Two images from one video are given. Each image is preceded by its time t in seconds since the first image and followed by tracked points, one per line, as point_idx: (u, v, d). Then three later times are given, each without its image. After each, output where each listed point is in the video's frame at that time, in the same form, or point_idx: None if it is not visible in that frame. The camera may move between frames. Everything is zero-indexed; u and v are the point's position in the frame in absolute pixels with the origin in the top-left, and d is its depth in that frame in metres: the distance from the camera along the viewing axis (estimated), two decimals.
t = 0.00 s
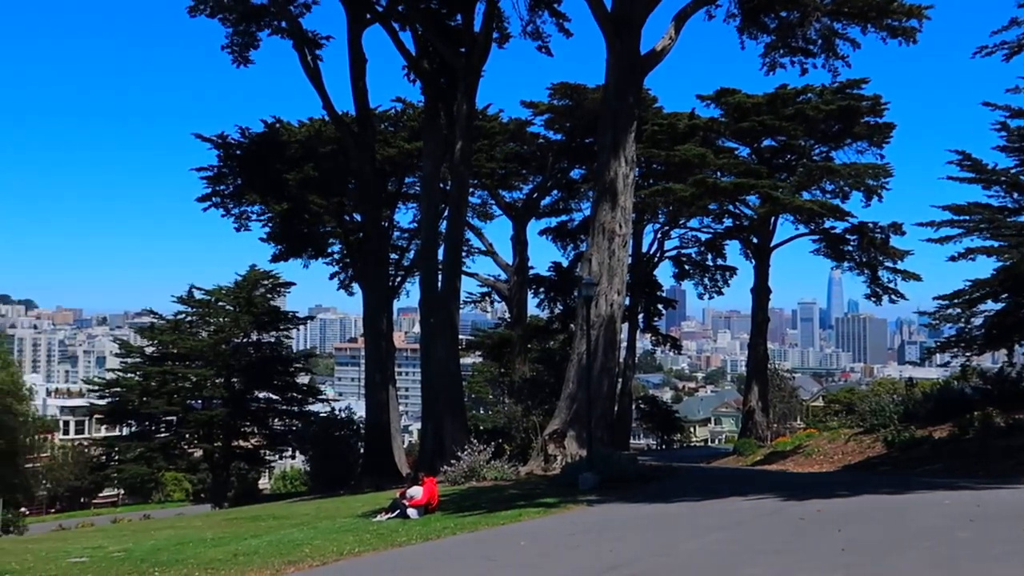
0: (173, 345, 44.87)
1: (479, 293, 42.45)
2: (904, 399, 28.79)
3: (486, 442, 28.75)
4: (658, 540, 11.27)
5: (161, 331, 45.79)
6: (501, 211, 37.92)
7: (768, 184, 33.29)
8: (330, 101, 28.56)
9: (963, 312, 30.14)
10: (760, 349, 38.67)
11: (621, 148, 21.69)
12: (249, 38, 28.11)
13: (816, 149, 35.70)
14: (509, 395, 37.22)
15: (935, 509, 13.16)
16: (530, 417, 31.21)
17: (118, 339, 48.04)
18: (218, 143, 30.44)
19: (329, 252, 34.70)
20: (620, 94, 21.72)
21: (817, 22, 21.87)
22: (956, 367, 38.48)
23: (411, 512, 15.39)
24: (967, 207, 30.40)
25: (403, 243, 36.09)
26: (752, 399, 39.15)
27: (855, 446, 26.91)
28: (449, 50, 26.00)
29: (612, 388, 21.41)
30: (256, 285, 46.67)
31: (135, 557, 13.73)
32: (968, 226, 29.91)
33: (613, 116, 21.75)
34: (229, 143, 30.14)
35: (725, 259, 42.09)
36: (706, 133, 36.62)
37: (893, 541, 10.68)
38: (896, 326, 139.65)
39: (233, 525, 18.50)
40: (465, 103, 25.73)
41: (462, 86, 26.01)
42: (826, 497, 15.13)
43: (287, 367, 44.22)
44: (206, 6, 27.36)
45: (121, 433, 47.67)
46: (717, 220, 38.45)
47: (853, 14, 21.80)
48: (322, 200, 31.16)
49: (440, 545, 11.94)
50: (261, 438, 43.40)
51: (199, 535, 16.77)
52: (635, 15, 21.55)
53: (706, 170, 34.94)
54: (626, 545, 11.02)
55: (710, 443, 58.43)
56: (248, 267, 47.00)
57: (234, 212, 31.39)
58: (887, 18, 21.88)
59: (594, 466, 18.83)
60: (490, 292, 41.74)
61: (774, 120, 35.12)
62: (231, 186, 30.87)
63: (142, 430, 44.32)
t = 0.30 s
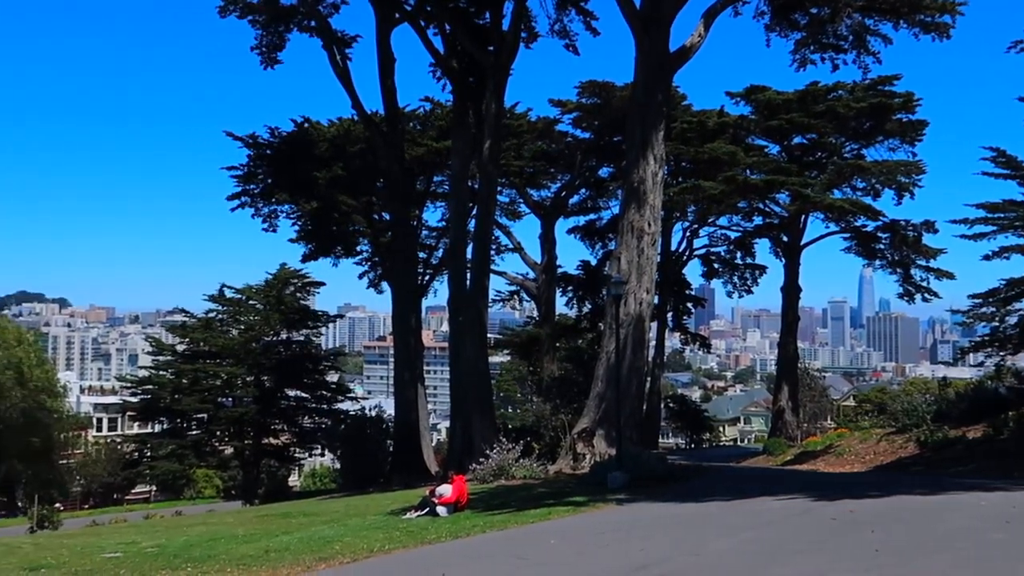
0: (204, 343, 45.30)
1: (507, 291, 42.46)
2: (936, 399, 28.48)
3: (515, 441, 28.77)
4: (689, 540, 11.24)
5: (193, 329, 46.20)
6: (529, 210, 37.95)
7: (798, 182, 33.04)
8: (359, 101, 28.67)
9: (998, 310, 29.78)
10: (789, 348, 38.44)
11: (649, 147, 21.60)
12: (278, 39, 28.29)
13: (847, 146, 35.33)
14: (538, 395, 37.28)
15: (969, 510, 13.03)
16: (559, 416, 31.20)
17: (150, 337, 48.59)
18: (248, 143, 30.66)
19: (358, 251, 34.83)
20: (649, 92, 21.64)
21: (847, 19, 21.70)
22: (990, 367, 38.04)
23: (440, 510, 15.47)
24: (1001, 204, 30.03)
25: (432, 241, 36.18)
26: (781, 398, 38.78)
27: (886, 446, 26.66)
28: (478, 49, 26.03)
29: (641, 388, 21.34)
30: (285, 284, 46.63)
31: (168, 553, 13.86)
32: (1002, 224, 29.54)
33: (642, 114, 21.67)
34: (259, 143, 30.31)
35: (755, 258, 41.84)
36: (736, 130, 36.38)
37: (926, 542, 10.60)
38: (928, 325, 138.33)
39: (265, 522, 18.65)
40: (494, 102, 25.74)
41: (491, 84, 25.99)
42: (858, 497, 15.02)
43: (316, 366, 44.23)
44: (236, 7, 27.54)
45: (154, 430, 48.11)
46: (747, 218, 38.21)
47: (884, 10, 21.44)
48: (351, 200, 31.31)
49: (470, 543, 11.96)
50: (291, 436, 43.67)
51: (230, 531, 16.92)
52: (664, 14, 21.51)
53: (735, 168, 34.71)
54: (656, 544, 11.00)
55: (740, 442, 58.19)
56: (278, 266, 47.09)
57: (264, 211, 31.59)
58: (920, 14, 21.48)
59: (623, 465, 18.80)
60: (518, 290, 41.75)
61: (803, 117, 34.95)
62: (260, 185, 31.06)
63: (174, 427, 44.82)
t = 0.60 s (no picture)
0: (241, 341, 45.73)
1: (541, 289, 42.43)
2: (977, 397, 28.08)
3: (549, 439, 28.77)
4: (726, 538, 11.18)
5: (229, 327, 46.65)
6: (563, 208, 37.90)
7: (835, 178, 32.70)
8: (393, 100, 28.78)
9: None
10: (826, 346, 38.10)
11: (684, 144, 21.48)
12: (311, 39, 28.46)
13: (885, 142, 35.01)
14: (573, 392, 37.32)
15: (1011, 509, 12.85)
16: (594, 414, 31.16)
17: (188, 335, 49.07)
18: (283, 141, 30.87)
19: (393, 249, 34.95)
20: (683, 88, 21.53)
21: (885, 12, 21.48)
22: None
23: (475, 508, 15.51)
24: None
25: (466, 239, 36.25)
26: (818, 397, 38.55)
27: (926, 445, 26.33)
28: (512, 47, 26.03)
29: (676, 386, 21.25)
30: (321, 283, 46.76)
31: (207, 549, 14.00)
32: None
33: (677, 111, 21.56)
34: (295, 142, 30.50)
35: (791, 255, 41.50)
36: (771, 126, 36.05)
37: (968, 542, 10.48)
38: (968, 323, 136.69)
39: (302, 519, 18.79)
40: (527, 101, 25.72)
41: (525, 82, 25.97)
42: (897, 497, 14.85)
43: (351, 363, 44.47)
44: (271, 7, 27.73)
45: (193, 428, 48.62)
46: (783, 215, 37.91)
47: (923, 4, 21.27)
48: (385, 199, 31.43)
49: (505, 540, 11.98)
50: (326, 433, 44.03)
51: (268, 528, 17.07)
52: (699, 10, 21.39)
53: (771, 163, 34.47)
54: (693, 543, 10.95)
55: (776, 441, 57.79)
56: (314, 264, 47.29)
57: (299, 209, 31.78)
58: (958, 6, 21.09)
59: (659, 464, 18.73)
60: (552, 288, 41.71)
61: (839, 113, 34.55)
62: (296, 184, 31.23)
63: (211, 425, 45.37)
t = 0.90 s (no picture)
0: (275, 339, 45.97)
1: (573, 287, 42.40)
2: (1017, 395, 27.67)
3: (582, 437, 28.74)
4: (763, 537, 11.11)
5: (264, 326, 47.00)
6: (596, 206, 37.82)
7: (871, 173, 32.34)
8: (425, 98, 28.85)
9: None
10: (862, 343, 37.73)
11: (717, 141, 21.34)
12: (344, 38, 28.60)
13: (921, 137, 34.65)
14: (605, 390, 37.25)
15: None
16: (626, 412, 31.09)
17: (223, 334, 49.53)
18: (316, 140, 31.08)
19: (425, 247, 35.04)
20: (716, 84, 21.39)
21: (921, 6, 21.20)
22: None
23: (509, 505, 15.51)
24: None
25: (498, 237, 36.28)
26: (853, 395, 38.20)
27: (964, 444, 25.97)
28: (543, 45, 25.97)
29: (709, 383, 21.12)
30: (354, 281, 47.06)
31: (243, 545, 14.11)
32: None
33: (709, 107, 21.43)
34: (328, 141, 30.83)
35: (826, 252, 41.14)
36: (805, 122, 35.72)
37: (1010, 542, 10.33)
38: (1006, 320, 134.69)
39: (336, 516, 18.89)
40: (559, 98, 25.68)
41: (556, 80, 25.92)
42: (936, 496, 14.66)
43: (385, 362, 44.82)
44: (303, 6, 27.90)
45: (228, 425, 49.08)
46: (817, 211, 37.59)
47: None
48: (417, 197, 31.28)
49: (539, 538, 11.98)
50: (360, 431, 44.20)
51: (304, 524, 17.17)
52: (732, 4, 21.22)
53: (805, 158, 34.02)
54: (729, 542, 10.90)
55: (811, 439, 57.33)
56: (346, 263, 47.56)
57: (331, 207, 31.95)
58: None
59: (693, 462, 18.65)
60: (585, 286, 41.62)
61: (874, 108, 34.18)
62: (329, 181, 31.39)
63: (246, 423, 45.52)
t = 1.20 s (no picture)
0: (307, 337, 46.22)
1: (604, 284, 42.30)
2: None
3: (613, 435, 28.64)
4: (797, 536, 11.02)
5: (297, 324, 47.32)
6: (626, 203, 37.69)
7: (907, 169, 31.97)
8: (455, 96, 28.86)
9: None
10: (897, 340, 37.35)
11: (749, 136, 21.18)
12: (375, 36, 28.72)
13: (958, 131, 34.27)
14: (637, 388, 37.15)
15: None
16: (658, 410, 30.97)
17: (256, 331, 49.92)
18: (348, 139, 31.23)
19: (456, 245, 35.09)
20: (748, 80, 21.24)
21: None
22: None
23: (541, 503, 15.48)
24: None
25: (528, 235, 36.27)
26: (889, 393, 37.76)
27: (1002, 442, 25.61)
28: (573, 42, 25.90)
29: (742, 381, 20.95)
30: (385, 279, 47.41)
31: (277, 541, 14.21)
32: None
33: (742, 103, 21.26)
34: (359, 140, 31.03)
35: (860, 248, 40.74)
36: (838, 117, 35.35)
37: None
38: None
39: (368, 513, 18.97)
40: (590, 95, 25.61)
41: (586, 77, 25.84)
42: (974, 495, 14.45)
43: (415, 359, 45.29)
44: (334, 5, 28.00)
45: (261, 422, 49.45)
46: (851, 206, 37.22)
47: None
48: (448, 195, 31.38)
49: (571, 536, 11.97)
50: (391, 429, 44.67)
51: (337, 521, 17.27)
52: None
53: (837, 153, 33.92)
54: (763, 540, 10.82)
55: (845, 437, 56.91)
56: (377, 260, 47.72)
57: (362, 206, 32.14)
58: None
59: (726, 460, 18.53)
60: (616, 283, 41.51)
61: (910, 103, 33.73)
62: (359, 180, 31.69)
63: (279, 420, 45.81)
